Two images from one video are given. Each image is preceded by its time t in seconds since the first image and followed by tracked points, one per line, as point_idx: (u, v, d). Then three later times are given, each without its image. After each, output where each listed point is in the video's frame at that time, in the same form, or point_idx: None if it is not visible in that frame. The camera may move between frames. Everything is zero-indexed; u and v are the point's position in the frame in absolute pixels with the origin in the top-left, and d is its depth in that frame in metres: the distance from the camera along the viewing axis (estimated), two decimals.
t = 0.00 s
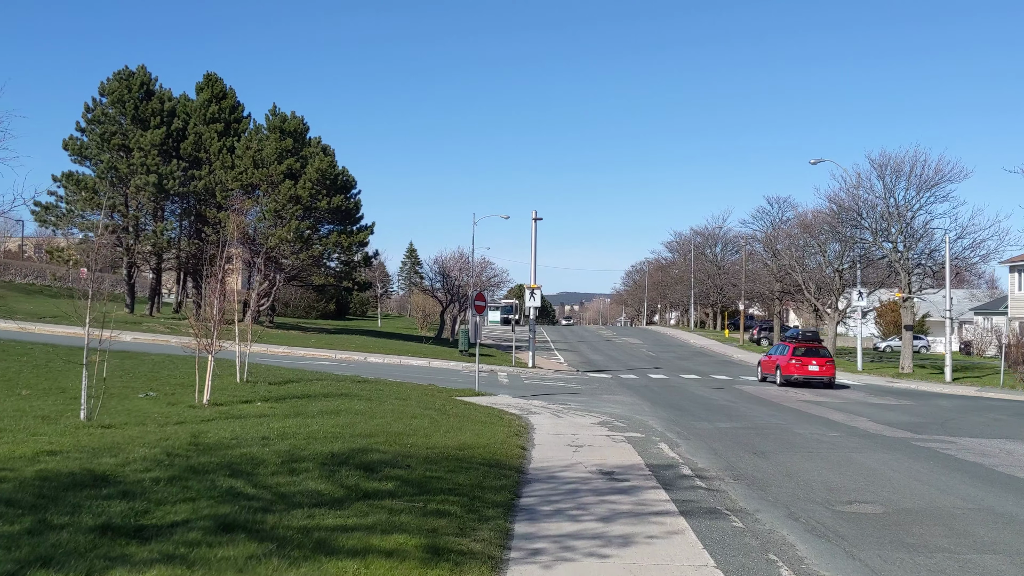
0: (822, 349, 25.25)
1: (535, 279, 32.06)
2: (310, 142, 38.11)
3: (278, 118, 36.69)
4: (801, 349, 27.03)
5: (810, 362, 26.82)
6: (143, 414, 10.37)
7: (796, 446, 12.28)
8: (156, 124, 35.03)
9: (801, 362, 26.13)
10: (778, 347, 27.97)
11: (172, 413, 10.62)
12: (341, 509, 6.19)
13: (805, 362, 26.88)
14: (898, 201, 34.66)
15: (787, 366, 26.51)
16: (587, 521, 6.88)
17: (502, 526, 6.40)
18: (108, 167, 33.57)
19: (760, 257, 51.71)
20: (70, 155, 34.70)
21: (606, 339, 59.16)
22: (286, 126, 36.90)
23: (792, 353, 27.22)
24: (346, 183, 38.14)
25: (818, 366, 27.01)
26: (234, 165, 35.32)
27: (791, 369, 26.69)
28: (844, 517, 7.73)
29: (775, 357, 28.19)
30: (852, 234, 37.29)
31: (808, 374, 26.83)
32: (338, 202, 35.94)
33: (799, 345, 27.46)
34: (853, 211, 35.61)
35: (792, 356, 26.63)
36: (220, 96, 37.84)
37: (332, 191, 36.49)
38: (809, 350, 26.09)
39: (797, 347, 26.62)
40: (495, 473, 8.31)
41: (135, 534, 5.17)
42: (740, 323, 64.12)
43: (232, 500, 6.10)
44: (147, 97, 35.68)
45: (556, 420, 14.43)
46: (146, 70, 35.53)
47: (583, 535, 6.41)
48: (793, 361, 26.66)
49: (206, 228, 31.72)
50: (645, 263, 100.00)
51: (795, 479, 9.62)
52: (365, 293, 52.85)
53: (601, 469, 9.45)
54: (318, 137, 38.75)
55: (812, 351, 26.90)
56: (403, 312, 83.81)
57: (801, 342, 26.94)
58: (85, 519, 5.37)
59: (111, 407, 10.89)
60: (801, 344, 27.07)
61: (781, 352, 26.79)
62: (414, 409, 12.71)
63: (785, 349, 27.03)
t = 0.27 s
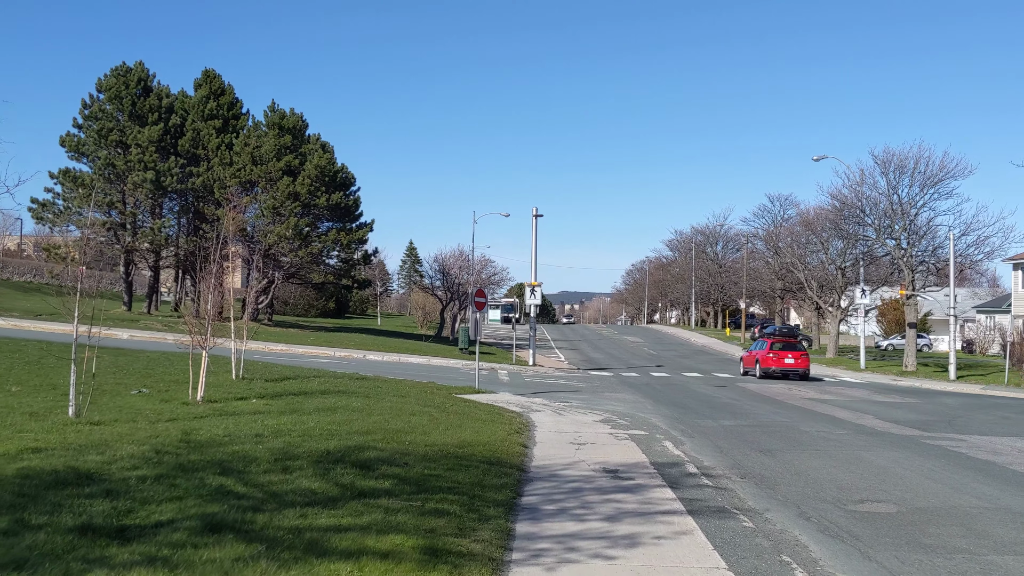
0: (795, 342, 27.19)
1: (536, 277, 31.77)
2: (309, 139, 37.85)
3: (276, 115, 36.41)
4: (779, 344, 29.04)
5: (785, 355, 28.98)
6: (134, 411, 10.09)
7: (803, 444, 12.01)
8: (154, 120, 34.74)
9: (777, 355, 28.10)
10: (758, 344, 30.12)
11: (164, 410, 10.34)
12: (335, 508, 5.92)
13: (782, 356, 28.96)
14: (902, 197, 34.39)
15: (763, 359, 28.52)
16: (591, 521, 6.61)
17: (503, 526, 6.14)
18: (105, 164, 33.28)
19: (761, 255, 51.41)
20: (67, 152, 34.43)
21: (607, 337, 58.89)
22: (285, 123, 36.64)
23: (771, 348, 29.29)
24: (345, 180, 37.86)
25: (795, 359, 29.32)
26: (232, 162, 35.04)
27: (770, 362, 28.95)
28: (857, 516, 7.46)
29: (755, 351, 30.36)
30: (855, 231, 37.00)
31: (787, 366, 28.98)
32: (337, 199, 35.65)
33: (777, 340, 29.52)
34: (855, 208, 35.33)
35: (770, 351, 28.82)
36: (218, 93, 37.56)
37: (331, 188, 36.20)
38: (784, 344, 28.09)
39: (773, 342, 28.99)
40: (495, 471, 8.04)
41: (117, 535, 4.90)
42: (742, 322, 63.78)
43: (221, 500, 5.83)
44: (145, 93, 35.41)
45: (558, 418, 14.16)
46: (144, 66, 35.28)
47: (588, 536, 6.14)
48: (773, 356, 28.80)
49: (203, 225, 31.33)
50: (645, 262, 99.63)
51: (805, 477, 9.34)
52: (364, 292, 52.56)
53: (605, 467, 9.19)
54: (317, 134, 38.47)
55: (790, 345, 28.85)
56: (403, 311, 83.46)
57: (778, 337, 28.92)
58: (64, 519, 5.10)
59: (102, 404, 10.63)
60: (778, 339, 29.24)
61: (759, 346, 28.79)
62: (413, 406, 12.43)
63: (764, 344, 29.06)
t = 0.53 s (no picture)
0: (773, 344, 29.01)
1: (536, 278, 31.49)
2: (307, 139, 37.61)
3: (275, 115, 36.14)
4: (758, 346, 31.04)
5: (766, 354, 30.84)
6: (124, 418, 9.82)
7: (809, 450, 11.72)
8: (151, 120, 34.48)
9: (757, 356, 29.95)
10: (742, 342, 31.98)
11: (154, 416, 10.06)
12: (325, 524, 5.63)
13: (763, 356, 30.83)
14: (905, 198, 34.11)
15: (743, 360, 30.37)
16: (594, 535, 6.33)
17: (501, 542, 5.86)
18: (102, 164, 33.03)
19: (763, 256, 51.13)
20: (64, 152, 34.20)
21: (607, 339, 58.61)
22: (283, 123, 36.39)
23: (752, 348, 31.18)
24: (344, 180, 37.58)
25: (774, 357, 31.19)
26: (230, 162, 34.76)
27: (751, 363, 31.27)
28: (870, 529, 7.18)
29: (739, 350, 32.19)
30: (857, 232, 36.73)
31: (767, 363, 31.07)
32: (336, 200, 35.36)
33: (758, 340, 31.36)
34: (858, 209, 35.05)
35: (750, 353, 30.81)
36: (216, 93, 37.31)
37: (330, 188, 35.90)
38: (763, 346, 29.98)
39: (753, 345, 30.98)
40: (494, 482, 7.74)
41: (92, 555, 4.63)
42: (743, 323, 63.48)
43: (206, 515, 5.55)
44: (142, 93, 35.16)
45: (559, 423, 13.88)
46: (141, 66, 35.03)
47: (590, 552, 5.86)
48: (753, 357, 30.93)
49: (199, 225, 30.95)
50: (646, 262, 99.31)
51: (813, 486, 9.05)
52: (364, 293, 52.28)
53: (607, 476, 8.92)
54: (316, 134, 38.18)
55: (769, 347, 30.87)
56: (403, 312, 83.21)
57: (759, 339, 30.91)
58: (37, 537, 4.83)
59: (91, 410, 10.36)
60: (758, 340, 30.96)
61: (740, 348, 30.71)
62: (409, 412, 12.14)
63: (746, 346, 30.97)
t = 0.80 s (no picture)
0: (753, 338, 31.02)
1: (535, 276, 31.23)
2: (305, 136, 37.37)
3: (272, 112, 35.90)
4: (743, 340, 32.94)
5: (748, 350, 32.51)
6: (109, 416, 9.55)
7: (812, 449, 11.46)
8: (147, 117, 34.23)
9: (739, 350, 32.00)
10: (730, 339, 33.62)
11: (140, 414, 9.79)
12: (309, 526, 5.36)
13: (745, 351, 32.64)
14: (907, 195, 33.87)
15: (726, 354, 32.45)
16: (591, 537, 6.08)
17: (494, 544, 5.61)
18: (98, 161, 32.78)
19: (764, 254, 50.89)
20: (60, 149, 33.98)
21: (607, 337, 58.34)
22: (281, 120, 36.17)
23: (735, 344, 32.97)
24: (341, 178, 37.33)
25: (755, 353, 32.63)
26: (227, 160, 34.50)
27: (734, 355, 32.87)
28: (878, 531, 6.92)
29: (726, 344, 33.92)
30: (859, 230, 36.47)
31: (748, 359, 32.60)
32: (333, 198, 35.08)
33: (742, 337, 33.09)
34: (860, 206, 34.79)
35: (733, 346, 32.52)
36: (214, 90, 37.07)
37: (328, 186, 35.63)
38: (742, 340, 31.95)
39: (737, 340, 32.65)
40: (488, 482, 7.46)
41: (59, 558, 4.38)
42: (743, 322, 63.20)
43: (184, 516, 5.30)
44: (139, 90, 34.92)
45: (557, 421, 13.63)
46: (137, 63, 34.79)
47: (586, 554, 5.61)
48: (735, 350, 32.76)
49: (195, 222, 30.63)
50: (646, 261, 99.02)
51: (818, 486, 8.79)
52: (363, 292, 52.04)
53: (606, 475, 8.67)
54: (313, 132, 37.91)
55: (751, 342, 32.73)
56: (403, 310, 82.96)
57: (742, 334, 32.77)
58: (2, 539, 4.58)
59: (75, 407, 10.11)
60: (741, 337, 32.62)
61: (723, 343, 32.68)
62: (404, 410, 11.88)
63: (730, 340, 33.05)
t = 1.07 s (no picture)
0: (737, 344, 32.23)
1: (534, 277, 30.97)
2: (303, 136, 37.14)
3: (270, 112, 35.68)
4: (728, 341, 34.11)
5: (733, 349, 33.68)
6: (95, 422, 9.28)
7: (818, 455, 11.20)
8: (144, 116, 33.97)
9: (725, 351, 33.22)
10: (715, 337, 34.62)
11: (128, 421, 9.50)
12: (294, 543, 5.09)
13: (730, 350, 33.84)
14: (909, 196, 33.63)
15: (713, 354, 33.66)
16: (591, 553, 5.81)
17: (490, 561, 5.34)
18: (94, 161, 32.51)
19: (765, 255, 50.66)
20: (56, 149, 33.71)
21: (607, 338, 58.12)
22: (279, 120, 35.95)
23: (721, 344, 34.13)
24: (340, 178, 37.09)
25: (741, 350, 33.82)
26: (224, 160, 34.25)
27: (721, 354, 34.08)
28: (890, 545, 6.65)
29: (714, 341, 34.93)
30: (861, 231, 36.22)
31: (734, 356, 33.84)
32: (332, 198, 34.81)
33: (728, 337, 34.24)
34: (862, 206, 34.54)
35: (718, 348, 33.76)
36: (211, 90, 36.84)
37: (326, 186, 35.37)
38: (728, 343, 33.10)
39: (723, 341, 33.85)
40: (485, 494, 7.18)
41: None
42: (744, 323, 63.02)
43: (163, 534, 5.02)
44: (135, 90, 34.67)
45: (556, 426, 13.37)
46: (134, 62, 34.53)
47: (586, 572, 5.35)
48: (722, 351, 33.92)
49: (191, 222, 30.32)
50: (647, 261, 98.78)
51: (826, 496, 8.52)
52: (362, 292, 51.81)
53: (606, 484, 8.42)
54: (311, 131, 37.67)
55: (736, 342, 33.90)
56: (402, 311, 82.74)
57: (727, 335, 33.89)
58: None
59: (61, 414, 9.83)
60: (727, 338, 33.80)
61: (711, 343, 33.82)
62: (400, 415, 11.61)
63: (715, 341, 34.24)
